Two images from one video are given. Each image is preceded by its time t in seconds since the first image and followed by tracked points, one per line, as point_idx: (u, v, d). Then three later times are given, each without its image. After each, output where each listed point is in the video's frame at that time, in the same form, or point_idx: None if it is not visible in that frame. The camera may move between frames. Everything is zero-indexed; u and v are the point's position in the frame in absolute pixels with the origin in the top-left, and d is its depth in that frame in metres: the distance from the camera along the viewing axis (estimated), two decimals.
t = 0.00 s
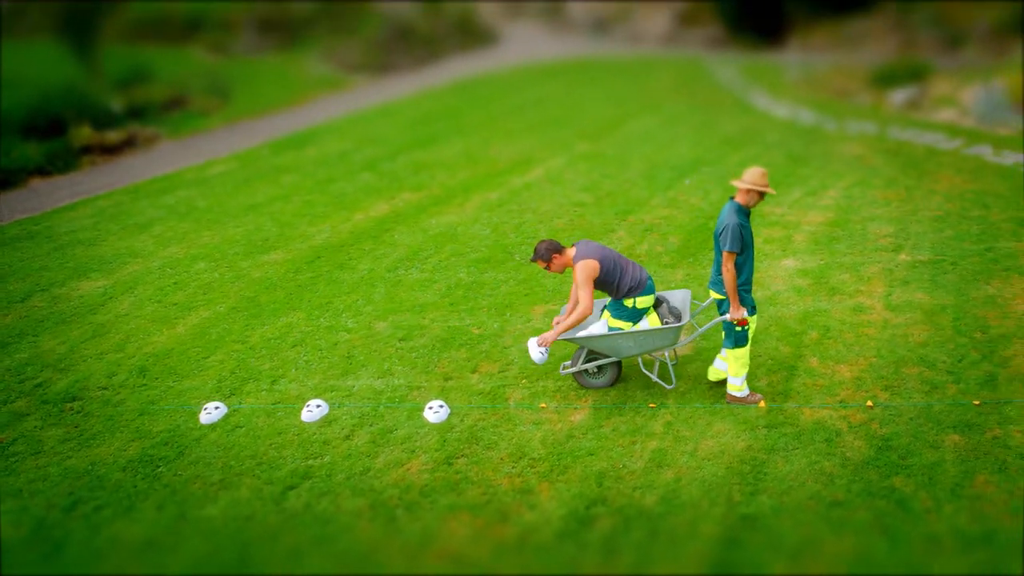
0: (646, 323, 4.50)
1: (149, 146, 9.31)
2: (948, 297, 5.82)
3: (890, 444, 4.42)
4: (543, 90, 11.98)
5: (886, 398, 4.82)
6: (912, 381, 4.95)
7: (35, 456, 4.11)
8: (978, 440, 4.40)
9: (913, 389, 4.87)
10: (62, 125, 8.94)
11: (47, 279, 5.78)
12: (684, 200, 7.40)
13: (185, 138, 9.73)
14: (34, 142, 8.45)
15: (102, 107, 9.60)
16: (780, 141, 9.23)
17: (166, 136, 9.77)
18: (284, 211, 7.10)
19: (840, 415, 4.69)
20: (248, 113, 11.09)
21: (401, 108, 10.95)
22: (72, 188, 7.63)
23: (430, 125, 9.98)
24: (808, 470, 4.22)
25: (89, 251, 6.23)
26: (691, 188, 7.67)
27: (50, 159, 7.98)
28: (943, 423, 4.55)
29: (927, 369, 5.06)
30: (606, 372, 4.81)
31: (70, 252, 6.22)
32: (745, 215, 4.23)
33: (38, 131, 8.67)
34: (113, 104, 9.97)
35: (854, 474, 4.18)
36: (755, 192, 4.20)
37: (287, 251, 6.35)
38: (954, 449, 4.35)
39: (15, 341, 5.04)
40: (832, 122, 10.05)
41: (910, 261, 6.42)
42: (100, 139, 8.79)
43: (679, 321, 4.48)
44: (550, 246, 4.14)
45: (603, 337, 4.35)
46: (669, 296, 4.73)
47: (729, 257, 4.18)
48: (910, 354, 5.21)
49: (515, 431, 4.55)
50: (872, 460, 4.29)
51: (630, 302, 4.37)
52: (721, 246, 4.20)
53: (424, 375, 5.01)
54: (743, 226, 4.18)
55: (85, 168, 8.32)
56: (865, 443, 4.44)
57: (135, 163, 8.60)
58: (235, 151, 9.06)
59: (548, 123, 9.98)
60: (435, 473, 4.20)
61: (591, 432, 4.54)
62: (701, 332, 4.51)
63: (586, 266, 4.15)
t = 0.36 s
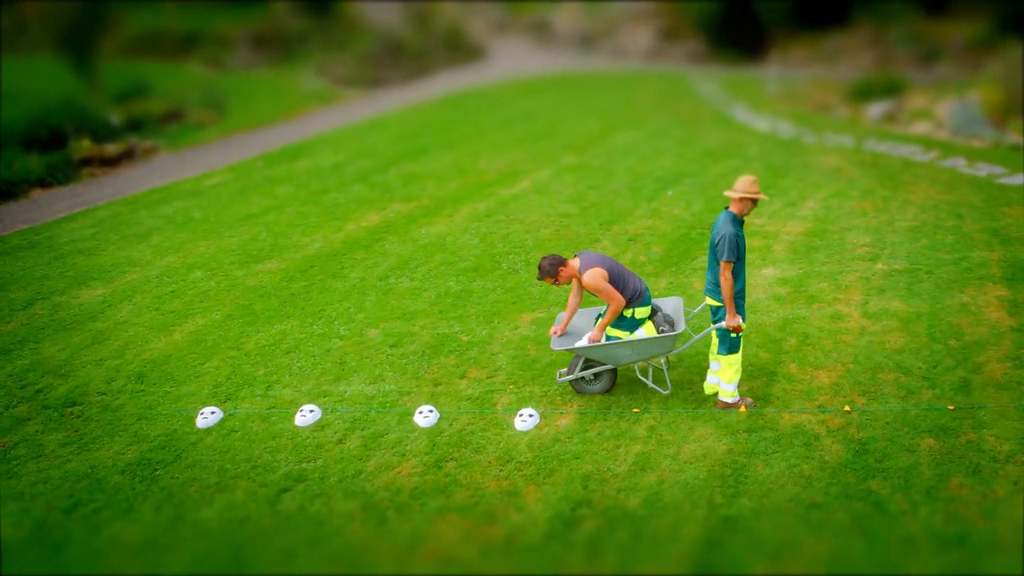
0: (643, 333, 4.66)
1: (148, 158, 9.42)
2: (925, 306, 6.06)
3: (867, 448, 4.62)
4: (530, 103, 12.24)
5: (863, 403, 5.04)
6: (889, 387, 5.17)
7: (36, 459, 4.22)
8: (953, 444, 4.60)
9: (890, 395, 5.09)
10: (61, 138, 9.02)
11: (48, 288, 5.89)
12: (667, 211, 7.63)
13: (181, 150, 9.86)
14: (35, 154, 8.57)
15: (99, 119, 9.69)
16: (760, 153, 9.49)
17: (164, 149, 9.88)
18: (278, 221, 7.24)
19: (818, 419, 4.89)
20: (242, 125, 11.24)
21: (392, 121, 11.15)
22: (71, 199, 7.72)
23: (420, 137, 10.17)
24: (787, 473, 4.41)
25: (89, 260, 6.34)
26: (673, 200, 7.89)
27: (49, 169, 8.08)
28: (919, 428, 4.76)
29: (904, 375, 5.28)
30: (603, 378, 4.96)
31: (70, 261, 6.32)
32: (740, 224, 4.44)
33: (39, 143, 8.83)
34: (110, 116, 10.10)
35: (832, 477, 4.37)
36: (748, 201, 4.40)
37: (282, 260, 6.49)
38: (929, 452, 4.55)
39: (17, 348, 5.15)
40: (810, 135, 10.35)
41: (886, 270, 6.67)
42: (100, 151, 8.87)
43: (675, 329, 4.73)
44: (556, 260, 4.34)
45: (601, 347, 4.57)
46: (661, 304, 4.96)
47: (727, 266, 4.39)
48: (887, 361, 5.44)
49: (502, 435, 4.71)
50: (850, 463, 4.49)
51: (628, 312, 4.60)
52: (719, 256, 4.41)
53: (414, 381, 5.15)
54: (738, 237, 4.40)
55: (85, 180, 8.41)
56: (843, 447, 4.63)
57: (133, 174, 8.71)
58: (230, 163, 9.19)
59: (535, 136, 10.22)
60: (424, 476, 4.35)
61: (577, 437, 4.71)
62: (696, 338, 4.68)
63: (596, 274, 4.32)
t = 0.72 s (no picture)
0: (680, 339, 4.91)
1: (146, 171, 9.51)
2: (898, 314, 6.33)
3: (843, 452, 4.85)
4: (517, 117, 12.53)
5: (839, 408, 5.29)
6: (863, 393, 5.42)
7: (37, 463, 4.44)
8: (924, 448, 4.85)
9: (864, 400, 5.34)
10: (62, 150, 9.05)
11: (49, 296, 6.01)
12: (649, 222, 7.90)
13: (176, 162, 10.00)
14: (37, 168, 8.69)
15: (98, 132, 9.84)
16: (739, 166, 9.78)
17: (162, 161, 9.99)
18: (271, 232, 7.40)
19: (795, 424, 5.13)
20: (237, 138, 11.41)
21: (382, 135, 11.37)
22: (72, 211, 7.82)
23: (410, 150, 10.38)
24: (766, 476, 4.62)
25: (88, 269, 6.45)
26: (655, 212, 8.15)
27: (48, 180, 8.19)
28: (893, 433, 5.00)
29: (878, 381, 5.53)
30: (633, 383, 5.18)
31: (71, 270, 6.43)
32: (778, 236, 4.77)
33: (41, 156, 8.91)
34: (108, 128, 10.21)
35: (809, 479, 4.59)
36: (786, 214, 4.76)
37: (275, 270, 6.64)
38: (902, 456, 4.80)
39: (18, 356, 5.29)
40: (787, 149, 10.68)
41: (861, 279, 6.95)
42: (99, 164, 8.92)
43: (710, 337, 5.02)
44: (597, 265, 4.60)
45: (643, 352, 4.79)
46: (694, 313, 5.24)
47: (767, 275, 4.67)
48: (862, 367, 5.70)
49: (489, 440, 4.89)
50: (826, 466, 4.71)
51: (667, 319, 4.85)
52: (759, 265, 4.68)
53: (404, 387, 5.32)
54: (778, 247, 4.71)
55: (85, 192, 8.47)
56: (819, 451, 4.86)
57: (131, 186, 8.82)
58: (224, 176, 9.30)
59: (521, 149, 10.46)
60: (414, 479, 4.52)
61: (561, 441, 4.90)
62: (737, 342, 4.90)
63: (635, 277, 4.58)
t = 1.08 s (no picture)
0: (691, 347, 5.16)
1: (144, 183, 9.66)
2: (871, 322, 6.63)
3: (818, 455, 5.09)
4: (503, 132, 12.79)
5: (814, 413, 5.55)
6: (838, 399, 5.69)
7: (38, 467, 4.56)
8: (896, 452, 5.11)
9: (838, 406, 5.61)
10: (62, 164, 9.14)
11: (50, 305, 6.15)
12: (631, 234, 8.19)
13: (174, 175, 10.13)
14: (39, 180, 8.85)
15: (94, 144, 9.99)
16: (717, 180, 10.10)
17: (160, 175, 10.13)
18: (265, 243, 7.57)
19: (772, 429, 5.38)
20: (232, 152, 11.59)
21: (372, 148, 11.61)
22: (71, 222, 7.96)
23: (399, 164, 10.59)
24: (744, 479, 4.85)
25: (88, 279, 6.60)
26: (636, 224, 8.43)
27: (49, 194, 8.32)
28: (866, 437, 5.26)
29: (852, 388, 5.80)
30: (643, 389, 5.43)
31: (71, 280, 6.58)
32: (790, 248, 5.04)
33: (42, 169, 9.03)
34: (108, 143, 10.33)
35: (785, 483, 4.81)
36: (798, 226, 5.04)
37: (269, 279, 6.81)
38: (876, 460, 5.04)
39: (20, 363, 5.43)
40: (764, 162, 11.03)
41: (835, 288, 7.25)
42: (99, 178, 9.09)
43: (719, 345, 5.30)
44: (610, 281, 4.83)
45: (656, 359, 5.04)
46: (704, 322, 5.50)
47: (778, 285, 4.92)
48: (836, 374, 5.98)
49: (475, 444, 5.08)
50: (801, 470, 4.94)
51: (679, 328, 5.09)
52: (772, 275, 4.95)
53: (393, 394, 5.50)
54: (790, 258, 4.97)
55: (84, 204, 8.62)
56: (795, 455, 5.10)
57: (129, 199, 8.96)
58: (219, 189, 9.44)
59: (507, 163, 10.72)
60: (403, 482, 4.70)
61: (546, 445, 5.11)
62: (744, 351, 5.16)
63: (648, 290, 4.80)
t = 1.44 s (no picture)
0: (688, 355, 5.37)
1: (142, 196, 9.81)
2: (844, 331, 6.96)
3: (793, 460, 5.34)
4: (489, 147, 13.08)
5: (789, 419, 5.82)
6: (812, 405, 5.98)
7: (40, 470, 4.70)
8: (867, 456, 5.37)
9: (812, 412, 5.89)
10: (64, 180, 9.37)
11: (51, 314, 6.32)
12: (612, 245, 8.49)
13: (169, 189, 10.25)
14: (40, 194, 9.06)
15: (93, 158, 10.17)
16: (695, 193, 10.43)
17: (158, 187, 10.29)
18: (258, 254, 7.76)
19: (748, 434, 5.64)
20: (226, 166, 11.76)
21: (363, 163, 11.85)
22: (71, 234, 8.15)
23: (388, 178, 10.81)
24: (721, 483, 5.08)
25: (88, 289, 6.78)
26: (617, 236, 8.72)
27: (49, 207, 8.52)
28: (839, 442, 5.53)
29: (825, 394, 6.10)
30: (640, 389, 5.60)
31: (72, 290, 6.76)
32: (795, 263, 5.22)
33: (43, 182, 9.28)
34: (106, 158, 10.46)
35: (761, 486, 5.06)
36: (805, 244, 5.20)
37: (263, 289, 6.99)
38: (848, 463, 5.30)
39: (22, 370, 5.60)
40: (740, 177, 11.40)
41: (810, 298, 7.58)
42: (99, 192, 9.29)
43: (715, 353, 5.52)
44: (616, 281, 5.08)
45: (655, 366, 5.25)
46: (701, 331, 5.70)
47: (778, 297, 5.10)
48: (811, 381, 6.28)
49: (461, 448, 5.29)
50: (777, 474, 5.19)
51: (677, 337, 5.30)
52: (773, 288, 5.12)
53: (382, 400, 5.70)
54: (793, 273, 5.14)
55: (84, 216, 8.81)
56: (771, 459, 5.35)
57: (127, 211, 9.13)
58: (214, 203, 9.59)
59: (492, 177, 10.99)
60: (392, 485, 4.90)
61: (530, 449, 5.33)
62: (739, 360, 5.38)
63: (650, 292, 5.05)
